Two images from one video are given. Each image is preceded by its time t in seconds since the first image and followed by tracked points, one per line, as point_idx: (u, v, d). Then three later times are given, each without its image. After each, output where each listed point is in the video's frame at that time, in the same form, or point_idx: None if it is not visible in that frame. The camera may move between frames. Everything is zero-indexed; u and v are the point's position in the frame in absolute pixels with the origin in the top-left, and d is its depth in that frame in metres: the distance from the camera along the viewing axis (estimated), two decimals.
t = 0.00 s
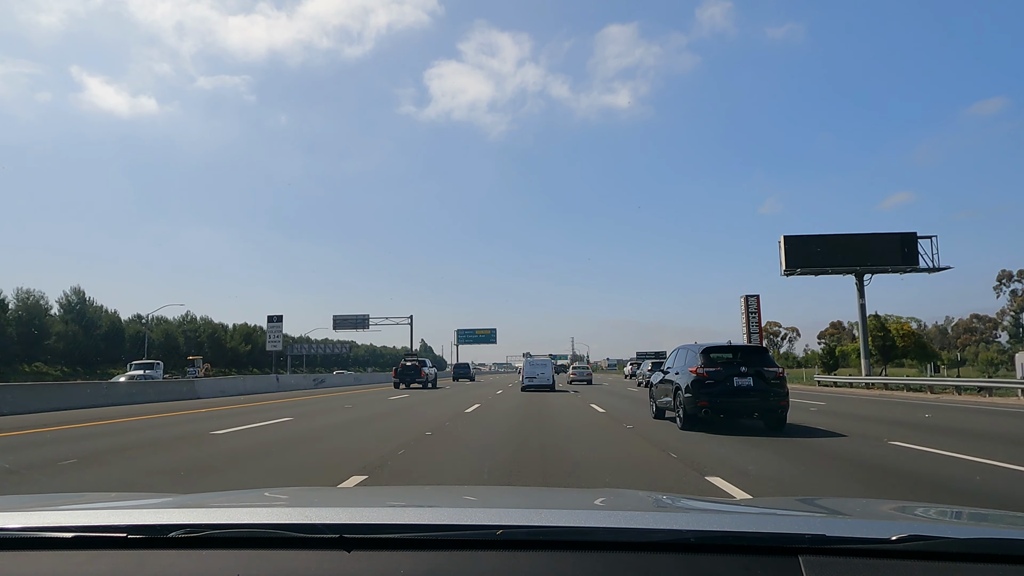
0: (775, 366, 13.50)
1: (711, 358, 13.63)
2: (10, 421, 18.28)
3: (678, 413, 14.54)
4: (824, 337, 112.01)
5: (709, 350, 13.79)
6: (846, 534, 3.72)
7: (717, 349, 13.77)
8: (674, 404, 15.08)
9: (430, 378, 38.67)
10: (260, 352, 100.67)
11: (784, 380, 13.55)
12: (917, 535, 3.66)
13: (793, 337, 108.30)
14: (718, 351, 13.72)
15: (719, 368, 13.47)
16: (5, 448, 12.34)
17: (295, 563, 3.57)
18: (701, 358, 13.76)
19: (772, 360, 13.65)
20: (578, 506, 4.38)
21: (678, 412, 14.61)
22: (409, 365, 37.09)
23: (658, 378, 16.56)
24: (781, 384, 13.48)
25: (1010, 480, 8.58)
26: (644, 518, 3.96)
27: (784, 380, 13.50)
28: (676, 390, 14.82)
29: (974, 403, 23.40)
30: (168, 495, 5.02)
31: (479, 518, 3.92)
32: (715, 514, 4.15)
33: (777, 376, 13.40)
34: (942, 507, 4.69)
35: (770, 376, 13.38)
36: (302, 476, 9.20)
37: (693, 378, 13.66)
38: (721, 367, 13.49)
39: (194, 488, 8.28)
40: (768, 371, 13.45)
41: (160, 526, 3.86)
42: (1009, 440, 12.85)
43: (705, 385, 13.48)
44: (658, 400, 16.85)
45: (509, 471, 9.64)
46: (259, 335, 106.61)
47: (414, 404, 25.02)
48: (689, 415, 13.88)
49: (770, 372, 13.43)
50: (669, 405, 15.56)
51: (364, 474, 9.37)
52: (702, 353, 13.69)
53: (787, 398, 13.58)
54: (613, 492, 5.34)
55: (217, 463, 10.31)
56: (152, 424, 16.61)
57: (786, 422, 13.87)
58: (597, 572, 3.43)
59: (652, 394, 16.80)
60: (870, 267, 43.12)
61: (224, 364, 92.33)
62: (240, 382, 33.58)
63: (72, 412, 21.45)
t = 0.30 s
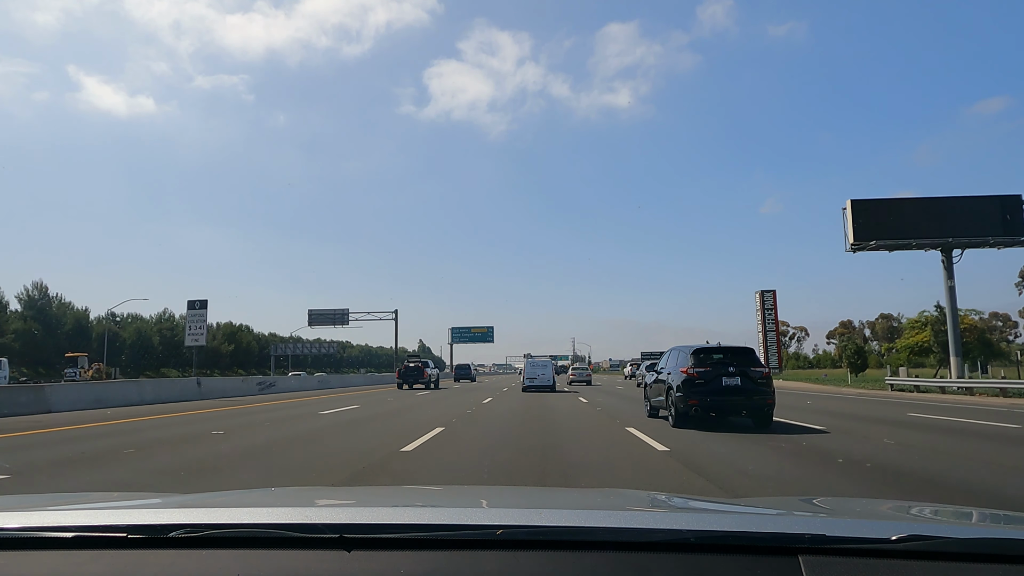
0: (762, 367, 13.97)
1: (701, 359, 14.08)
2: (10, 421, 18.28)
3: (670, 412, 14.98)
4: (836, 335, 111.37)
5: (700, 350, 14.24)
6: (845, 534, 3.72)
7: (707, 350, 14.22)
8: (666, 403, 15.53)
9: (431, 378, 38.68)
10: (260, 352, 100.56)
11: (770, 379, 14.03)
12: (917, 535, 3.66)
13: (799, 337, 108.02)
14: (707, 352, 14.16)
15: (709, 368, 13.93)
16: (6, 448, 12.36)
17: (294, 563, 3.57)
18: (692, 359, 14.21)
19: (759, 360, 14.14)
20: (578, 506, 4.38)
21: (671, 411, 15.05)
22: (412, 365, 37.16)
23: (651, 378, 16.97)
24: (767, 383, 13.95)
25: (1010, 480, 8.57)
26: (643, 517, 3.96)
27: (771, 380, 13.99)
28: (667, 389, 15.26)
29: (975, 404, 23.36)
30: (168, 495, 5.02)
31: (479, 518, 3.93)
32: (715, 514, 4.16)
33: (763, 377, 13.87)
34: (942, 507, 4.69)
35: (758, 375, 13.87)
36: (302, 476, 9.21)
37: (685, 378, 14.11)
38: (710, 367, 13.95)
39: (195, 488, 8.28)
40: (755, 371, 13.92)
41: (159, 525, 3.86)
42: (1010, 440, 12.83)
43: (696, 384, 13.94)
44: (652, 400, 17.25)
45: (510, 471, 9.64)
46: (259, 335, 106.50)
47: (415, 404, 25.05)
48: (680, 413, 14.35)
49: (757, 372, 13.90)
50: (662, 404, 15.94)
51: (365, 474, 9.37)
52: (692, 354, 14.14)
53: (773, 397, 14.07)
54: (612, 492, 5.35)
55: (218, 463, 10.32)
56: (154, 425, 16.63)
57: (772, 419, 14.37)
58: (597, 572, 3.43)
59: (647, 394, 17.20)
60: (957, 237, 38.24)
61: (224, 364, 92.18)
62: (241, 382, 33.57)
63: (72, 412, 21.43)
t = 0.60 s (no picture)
0: (750, 368, 14.03)
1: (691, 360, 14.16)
2: (12, 421, 18.32)
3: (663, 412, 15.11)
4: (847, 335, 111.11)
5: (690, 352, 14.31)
6: (846, 534, 3.71)
7: (697, 351, 14.29)
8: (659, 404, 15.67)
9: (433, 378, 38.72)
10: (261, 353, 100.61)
11: (757, 380, 14.10)
12: (918, 535, 3.65)
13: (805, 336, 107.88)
14: (698, 353, 14.22)
15: (698, 369, 14.02)
16: (6, 448, 12.37)
17: (294, 563, 3.57)
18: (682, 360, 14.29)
19: (747, 361, 14.19)
20: (578, 506, 4.38)
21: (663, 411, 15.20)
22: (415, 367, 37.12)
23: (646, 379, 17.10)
24: (755, 384, 14.03)
25: (1008, 480, 8.57)
26: (644, 517, 3.96)
27: (758, 380, 14.08)
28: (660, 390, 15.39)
29: (975, 404, 23.31)
30: (168, 495, 5.01)
31: (480, 518, 3.93)
32: (716, 514, 4.15)
33: (751, 377, 13.95)
34: (941, 508, 4.68)
35: (746, 376, 13.97)
36: (302, 476, 9.22)
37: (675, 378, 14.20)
38: (699, 368, 14.02)
39: (196, 489, 8.30)
40: (743, 373, 13.99)
41: (160, 525, 3.86)
42: (1009, 440, 12.82)
43: (686, 385, 14.03)
44: (648, 399, 17.38)
45: (509, 471, 9.65)
46: (260, 335, 106.48)
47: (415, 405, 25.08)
48: (671, 412, 14.47)
49: (745, 373, 13.97)
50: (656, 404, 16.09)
51: (365, 474, 9.38)
52: (683, 355, 14.22)
53: (760, 397, 14.14)
54: (612, 492, 5.35)
55: (219, 464, 10.33)
56: (154, 425, 16.64)
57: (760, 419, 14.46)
58: (597, 572, 3.43)
59: (641, 394, 17.35)
60: None
61: (226, 365, 92.27)
62: (242, 383, 33.58)
63: (73, 413, 21.48)
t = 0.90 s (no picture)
0: (739, 368, 14.05)
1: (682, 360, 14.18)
2: (12, 421, 18.34)
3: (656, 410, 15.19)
4: (857, 333, 110.77)
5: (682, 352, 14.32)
6: (846, 534, 3.71)
7: (688, 352, 14.29)
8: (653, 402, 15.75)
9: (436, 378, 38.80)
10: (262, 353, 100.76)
11: (745, 380, 14.12)
12: (918, 535, 3.66)
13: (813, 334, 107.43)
14: (689, 353, 14.23)
15: (689, 369, 14.04)
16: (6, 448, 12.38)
17: (294, 564, 3.58)
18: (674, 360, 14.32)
19: (737, 361, 14.20)
20: (577, 506, 4.38)
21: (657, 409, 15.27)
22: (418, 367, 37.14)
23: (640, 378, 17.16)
24: (744, 383, 14.06)
25: (1007, 481, 8.58)
26: (643, 517, 3.97)
27: (747, 380, 14.11)
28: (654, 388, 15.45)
29: (974, 404, 23.32)
30: (167, 495, 5.01)
31: (480, 518, 3.93)
32: (715, 514, 4.15)
33: (740, 377, 13.97)
34: (941, 509, 4.67)
35: (736, 375, 13.98)
36: (301, 476, 9.22)
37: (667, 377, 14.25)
38: (690, 368, 14.05)
39: (195, 489, 8.31)
40: (733, 372, 14.00)
41: (159, 525, 3.86)
42: (1008, 440, 12.83)
43: (677, 383, 14.09)
44: (643, 397, 17.45)
45: (508, 471, 9.66)
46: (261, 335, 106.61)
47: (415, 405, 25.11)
48: (663, 409, 14.55)
49: (735, 372, 13.99)
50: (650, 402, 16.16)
51: (364, 474, 9.38)
52: (676, 355, 14.24)
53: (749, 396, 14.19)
54: (611, 492, 5.34)
55: (218, 464, 10.33)
56: (153, 425, 16.63)
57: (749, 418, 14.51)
58: (596, 572, 3.43)
59: (636, 392, 17.42)
60: None
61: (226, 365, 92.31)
62: (243, 383, 33.64)
63: (74, 413, 21.49)
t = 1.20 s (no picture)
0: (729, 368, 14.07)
1: (673, 360, 14.21)
2: (12, 421, 18.34)
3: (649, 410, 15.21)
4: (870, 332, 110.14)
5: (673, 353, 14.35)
6: (846, 534, 3.71)
7: (679, 352, 14.32)
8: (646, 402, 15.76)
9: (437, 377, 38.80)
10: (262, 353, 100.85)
11: (734, 380, 14.14)
12: (918, 535, 3.65)
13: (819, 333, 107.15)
14: (680, 354, 14.25)
15: (680, 369, 14.06)
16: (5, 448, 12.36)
17: (294, 564, 3.58)
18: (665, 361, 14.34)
19: (727, 362, 14.22)
20: (577, 506, 4.38)
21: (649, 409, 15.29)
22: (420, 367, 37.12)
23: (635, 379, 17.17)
24: (734, 383, 14.08)
25: (1005, 480, 8.59)
26: (644, 517, 3.97)
27: (736, 380, 14.14)
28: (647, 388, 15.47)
29: (973, 404, 23.36)
30: (168, 495, 5.00)
31: (480, 518, 3.93)
32: (715, 514, 4.15)
33: (729, 377, 14.00)
34: (941, 509, 4.67)
35: (725, 375, 14.00)
36: (302, 476, 9.22)
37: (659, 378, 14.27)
38: (681, 368, 14.07)
39: (195, 489, 8.30)
40: (723, 373, 14.02)
41: (159, 525, 3.86)
42: (1007, 440, 12.87)
43: (668, 384, 14.10)
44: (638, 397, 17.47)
45: (507, 471, 9.66)
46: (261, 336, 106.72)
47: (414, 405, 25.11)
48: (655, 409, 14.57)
49: (725, 373, 14.01)
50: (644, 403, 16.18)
51: (364, 474, 9.39)
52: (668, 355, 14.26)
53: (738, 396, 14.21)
54: (611, 492, 5.33)
55: (219, 463, 10.34)
56: (152, 425, 16.61)
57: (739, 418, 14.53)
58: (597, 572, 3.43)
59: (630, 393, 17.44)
60: None
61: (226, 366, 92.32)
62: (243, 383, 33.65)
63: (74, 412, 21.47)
